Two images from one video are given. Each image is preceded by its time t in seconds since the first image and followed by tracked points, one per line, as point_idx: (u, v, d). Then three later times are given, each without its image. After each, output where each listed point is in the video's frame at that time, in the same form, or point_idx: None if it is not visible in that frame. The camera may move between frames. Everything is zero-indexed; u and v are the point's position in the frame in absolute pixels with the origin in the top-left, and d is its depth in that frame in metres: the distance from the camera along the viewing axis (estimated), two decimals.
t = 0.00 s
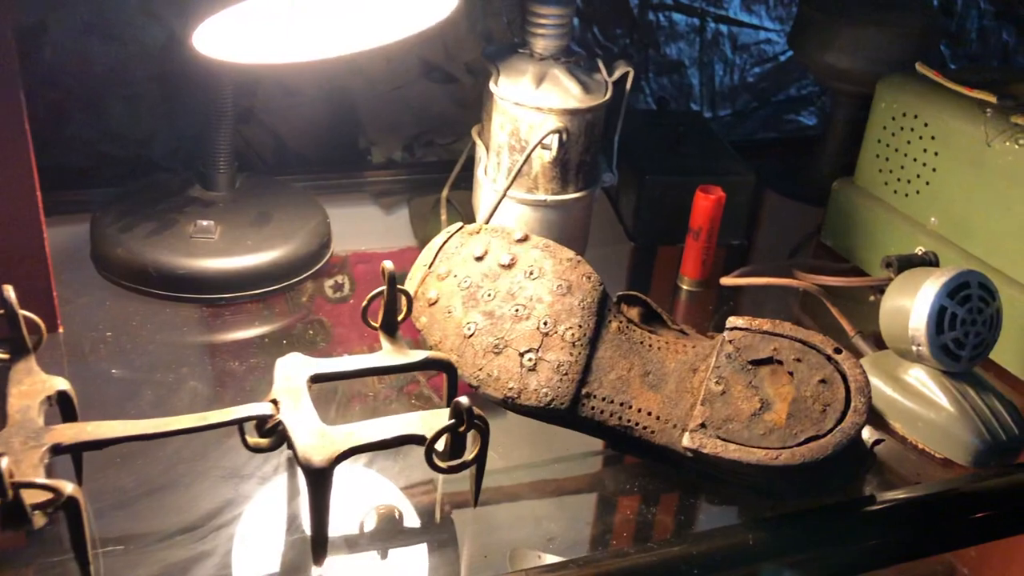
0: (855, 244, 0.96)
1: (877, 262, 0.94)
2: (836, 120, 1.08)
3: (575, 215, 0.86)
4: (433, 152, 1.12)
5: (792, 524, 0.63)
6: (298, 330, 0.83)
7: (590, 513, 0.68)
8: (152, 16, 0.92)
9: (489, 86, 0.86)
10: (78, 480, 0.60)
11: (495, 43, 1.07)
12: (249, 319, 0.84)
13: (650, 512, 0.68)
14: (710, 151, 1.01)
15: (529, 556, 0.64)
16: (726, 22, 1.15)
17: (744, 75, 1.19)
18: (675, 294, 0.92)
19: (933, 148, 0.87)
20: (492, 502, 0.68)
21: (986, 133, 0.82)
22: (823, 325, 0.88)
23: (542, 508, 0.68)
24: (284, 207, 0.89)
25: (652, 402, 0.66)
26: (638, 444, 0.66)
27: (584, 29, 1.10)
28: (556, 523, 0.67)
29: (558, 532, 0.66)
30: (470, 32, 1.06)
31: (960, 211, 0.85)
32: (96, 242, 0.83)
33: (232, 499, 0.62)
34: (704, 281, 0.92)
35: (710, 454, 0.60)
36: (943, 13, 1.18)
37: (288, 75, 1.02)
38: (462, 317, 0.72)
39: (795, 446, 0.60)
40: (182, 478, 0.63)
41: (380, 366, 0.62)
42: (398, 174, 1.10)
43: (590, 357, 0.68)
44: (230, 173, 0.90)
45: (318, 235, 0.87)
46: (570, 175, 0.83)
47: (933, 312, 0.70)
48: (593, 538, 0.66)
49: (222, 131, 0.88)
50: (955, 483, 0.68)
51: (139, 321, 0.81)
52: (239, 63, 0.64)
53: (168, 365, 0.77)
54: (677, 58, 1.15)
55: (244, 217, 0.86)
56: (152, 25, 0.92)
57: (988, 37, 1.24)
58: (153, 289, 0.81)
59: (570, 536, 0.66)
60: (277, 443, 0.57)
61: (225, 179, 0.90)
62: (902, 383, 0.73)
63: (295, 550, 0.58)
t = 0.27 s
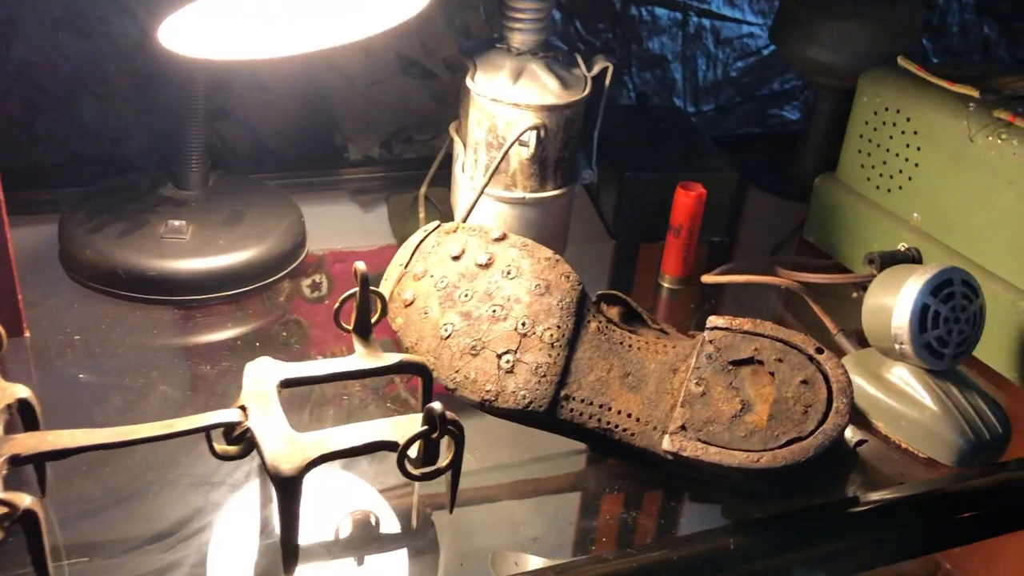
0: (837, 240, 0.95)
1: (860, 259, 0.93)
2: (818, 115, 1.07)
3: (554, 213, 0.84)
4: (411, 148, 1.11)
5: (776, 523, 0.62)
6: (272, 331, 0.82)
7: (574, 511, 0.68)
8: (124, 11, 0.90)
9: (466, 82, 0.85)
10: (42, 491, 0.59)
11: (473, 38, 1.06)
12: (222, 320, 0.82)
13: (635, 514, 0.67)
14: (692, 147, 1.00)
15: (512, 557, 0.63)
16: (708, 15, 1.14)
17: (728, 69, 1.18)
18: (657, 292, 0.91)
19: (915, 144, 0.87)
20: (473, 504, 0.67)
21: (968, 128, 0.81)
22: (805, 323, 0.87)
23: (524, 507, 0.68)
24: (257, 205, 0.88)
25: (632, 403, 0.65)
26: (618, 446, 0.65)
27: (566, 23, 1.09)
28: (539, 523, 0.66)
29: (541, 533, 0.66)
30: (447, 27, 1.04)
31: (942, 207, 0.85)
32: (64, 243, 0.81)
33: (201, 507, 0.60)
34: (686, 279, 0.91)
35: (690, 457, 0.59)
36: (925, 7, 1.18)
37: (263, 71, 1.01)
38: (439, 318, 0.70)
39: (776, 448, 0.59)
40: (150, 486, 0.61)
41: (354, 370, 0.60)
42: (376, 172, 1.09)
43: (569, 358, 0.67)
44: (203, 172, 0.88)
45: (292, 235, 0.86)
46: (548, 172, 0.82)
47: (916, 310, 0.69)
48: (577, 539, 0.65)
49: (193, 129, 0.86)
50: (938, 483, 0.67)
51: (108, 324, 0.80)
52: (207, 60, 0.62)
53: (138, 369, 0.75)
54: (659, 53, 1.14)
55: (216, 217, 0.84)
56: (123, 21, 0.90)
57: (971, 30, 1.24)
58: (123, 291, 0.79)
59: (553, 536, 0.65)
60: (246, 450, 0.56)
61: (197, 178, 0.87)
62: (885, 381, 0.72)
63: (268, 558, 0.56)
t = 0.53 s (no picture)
0: (817, 239, 0.95)
1: (840, 258, 0.92)
2: (799, 113, 1.07)
3: (531, 213, 0.83)
4: (388, 148, 1.09)
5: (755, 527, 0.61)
6: (244, 336, 0.80)
7: (558, 513, 0.67)
8: (93, 10, 0.88)
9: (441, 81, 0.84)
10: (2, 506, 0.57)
11: (449, 36, 1.04)
12: (193, 326, 0.81)
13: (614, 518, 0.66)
14: (671, 146, 0.99)
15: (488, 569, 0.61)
16: (691, 12, 1.13)
17: (711, 65, 1.17)
18: (636, 294, 0.90)
19: (894, 142, 0.86)
20: (449, 511, 0.66)
21: (947, 126, 0.80)
22: (785, 323, 0.87)
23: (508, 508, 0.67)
24: (229, 207, 0.86)
25: (608, 408, 0.64)
26: (595, 452, 0.64)
27: (547, 21, 1.08)
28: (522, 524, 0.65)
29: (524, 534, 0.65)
30: (422, 25, 1.03)
31: (922, 205, 0.84)
32: (29, 248, 0.79)
33: (167, 519, 0.59)
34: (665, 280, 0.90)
35: (666, 463, 0.58)
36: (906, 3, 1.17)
37: (236, 70, 0.99)
38: (412, 322, 0.69)
39: (753, 454, 0.58)
40: (115, 498, 0.60)
41: (322, 377, 0.59)
42: (352, 172, 1.07)
43: (544, 362, 0.66)
44: (174, 174, 0.86)
45: (265, 237, 0.84)
46: (525, 173, 0.81)
47: (895, 310, 0.68)
48: (561, 540, 0.64)
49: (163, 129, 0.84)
50: (918, 485, 0.66)
51: (75, 330, 0.78)
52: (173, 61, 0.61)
53: (105, 377, 0.73)
54: (642, 49, 1.13)
55: (187, 220, 0.83)
56: (93, 20, 0.88)
57: (952, 25, 1.23)
58: (91, 296, 0.77)
59: (536, 539, 0.64)
60: (211, 461, 0.54)
61: (168, 179, 0.86)
62: (864, 383, 0.71)
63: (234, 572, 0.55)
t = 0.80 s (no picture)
0: (795, 241, 0.94)
1: (817, 259, 0.92)
2: (778, 113, 1.06)
3: (505, 217, 0.82)
4: (363, 150, 1.08)
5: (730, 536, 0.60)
6: (215, 343, 0.79)
7: (540, 517, 0.66)
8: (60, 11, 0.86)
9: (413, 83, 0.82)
10: None
11: (423, 37, 1.03)
12: (162, 333, 0.79)
13: (590, 528, 0.65)
14: (649, 147, 0.98)
15: None
16: (672, 10, 1.12)
17: (693, 63, 1.17)
18: (613, 296, 0.89)
19: (871, 142, 0.85)
20: (420, 523, 0.65)
21: (923, 127, 0.80)
22: (762, 326, 0.86)
23: (487, 513, 0.67)
24: (199, 212, 0.85)
25: (581, 416, 0.63)
26: (568, 460, 0.63)
27: (528, 19, 1.07)
28: (499, 529, 0.65)
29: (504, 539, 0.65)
30: (396, 26, 1.02)
31: (899, 207, 0.83)
32: None
33: (130, 534, 0.57)
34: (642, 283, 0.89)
35: (639, 472, 0.57)
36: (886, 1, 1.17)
37: (209, 72, 0.98)
38: (383, 329, 0.68)
39: (726, 462, 0.57)
40: (77, 512, 0.59)
41: (289, 388, 0.58)
42: (327, 174, 1.06)
43: (517, 369, 0.65)
44: (143, 179, 0.85)
45: (235, 243, 0.83)
46: (498, 176, 0.80)
47: (871, 313, 0.68)
48: (539, 548, 0.64)
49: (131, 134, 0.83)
50: (895, 491, 0.66)
51: (41, 339, 0.77)
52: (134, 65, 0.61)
53: (69, 388, 0.72)
54: (624, 47, 1.12)
55: (156, 225, 0.81)
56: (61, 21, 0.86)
57: (933, 22, 1.23)
58: (57, 305, 0.76)
59: (517, 544, 0.64)
60: (174, 476, 0.53)
61: (137, 185, 0.84)
62: (840, 387, 0.71)
63: None
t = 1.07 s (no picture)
0: (776, 243, 0.94)
1: (798, 261, 0.91)
2: (759, 113, 1.06)
3: (484, 221, 0.81)
4: (343, 153, 1.07)
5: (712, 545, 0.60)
6: (190, 351, 0.78)
7: (525, 521, 0.65)
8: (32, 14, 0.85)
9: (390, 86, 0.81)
10: None
11: (402, 39, 1.02)
12: (137, 341, 0.78)
13: (573, 535, 0.64)
14: (630, 148, 0.98)
15: None
16: (657, 8, 1.12)
17: (677, 62, 1.16)
18: (593, 299, 0.88)
19: (852, 143, 0.85)
20: (396, 532, 0.63)
21: (903, 128, 0.79)
22: (744, 329, 0.86)
23: (464, 522, 0.65)
24: (175, 218, 0.84)
25: (560, 423, 0.62)
26: (546, 468, 0.63)
27: (511, 19, 1.06)
28: (477, 537, 0.64)
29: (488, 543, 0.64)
30: (375, 27, 1.01)
31: (880, 208, 0.83)
32: None
33: (100, 549, 0.56)
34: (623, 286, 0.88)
35: (617, 480, 0.57)
36: None
37: (186, 74, 0.96)
38: (360, 336, 0.67)
39: (705, 470, 0.57)
40: (46, 527, 0.58)
41: (261, 398, 0.57)
42: (307, 177, 1.05)
43: (495, 377, 0.64)
44: (117, 184, 0.84)
45: (211, 248, 0.82)
46: (477, 180, 0.79)
47: (851, 317, 0.67)
48: (519, 556, 0.63)
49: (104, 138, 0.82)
50: (875, 496, 0.65)
51: (12, 348, 0.75)
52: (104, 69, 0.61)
53: (41, 398, 0.71)
54: (608, 46, 1.11)
55: (130, 231, 0.80)
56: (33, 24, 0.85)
57: (917, 20, 1.23)
58: (28, 313, 0.75)
59: (501, 549, 0.63)
60: (143, 489, 0.52)
61: (111, 190, 0.83)
62: (821, 391, 0.71)
63: None
